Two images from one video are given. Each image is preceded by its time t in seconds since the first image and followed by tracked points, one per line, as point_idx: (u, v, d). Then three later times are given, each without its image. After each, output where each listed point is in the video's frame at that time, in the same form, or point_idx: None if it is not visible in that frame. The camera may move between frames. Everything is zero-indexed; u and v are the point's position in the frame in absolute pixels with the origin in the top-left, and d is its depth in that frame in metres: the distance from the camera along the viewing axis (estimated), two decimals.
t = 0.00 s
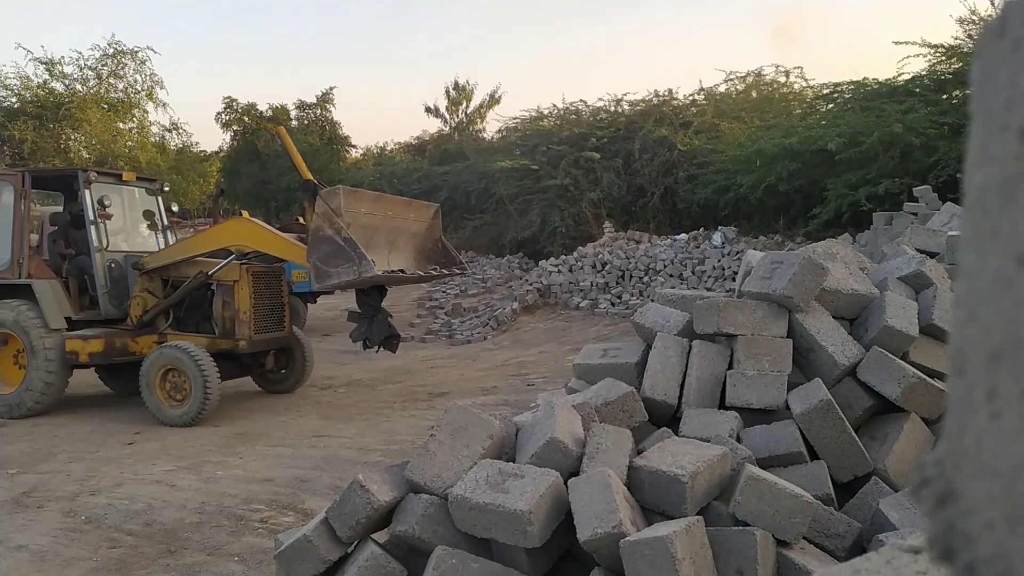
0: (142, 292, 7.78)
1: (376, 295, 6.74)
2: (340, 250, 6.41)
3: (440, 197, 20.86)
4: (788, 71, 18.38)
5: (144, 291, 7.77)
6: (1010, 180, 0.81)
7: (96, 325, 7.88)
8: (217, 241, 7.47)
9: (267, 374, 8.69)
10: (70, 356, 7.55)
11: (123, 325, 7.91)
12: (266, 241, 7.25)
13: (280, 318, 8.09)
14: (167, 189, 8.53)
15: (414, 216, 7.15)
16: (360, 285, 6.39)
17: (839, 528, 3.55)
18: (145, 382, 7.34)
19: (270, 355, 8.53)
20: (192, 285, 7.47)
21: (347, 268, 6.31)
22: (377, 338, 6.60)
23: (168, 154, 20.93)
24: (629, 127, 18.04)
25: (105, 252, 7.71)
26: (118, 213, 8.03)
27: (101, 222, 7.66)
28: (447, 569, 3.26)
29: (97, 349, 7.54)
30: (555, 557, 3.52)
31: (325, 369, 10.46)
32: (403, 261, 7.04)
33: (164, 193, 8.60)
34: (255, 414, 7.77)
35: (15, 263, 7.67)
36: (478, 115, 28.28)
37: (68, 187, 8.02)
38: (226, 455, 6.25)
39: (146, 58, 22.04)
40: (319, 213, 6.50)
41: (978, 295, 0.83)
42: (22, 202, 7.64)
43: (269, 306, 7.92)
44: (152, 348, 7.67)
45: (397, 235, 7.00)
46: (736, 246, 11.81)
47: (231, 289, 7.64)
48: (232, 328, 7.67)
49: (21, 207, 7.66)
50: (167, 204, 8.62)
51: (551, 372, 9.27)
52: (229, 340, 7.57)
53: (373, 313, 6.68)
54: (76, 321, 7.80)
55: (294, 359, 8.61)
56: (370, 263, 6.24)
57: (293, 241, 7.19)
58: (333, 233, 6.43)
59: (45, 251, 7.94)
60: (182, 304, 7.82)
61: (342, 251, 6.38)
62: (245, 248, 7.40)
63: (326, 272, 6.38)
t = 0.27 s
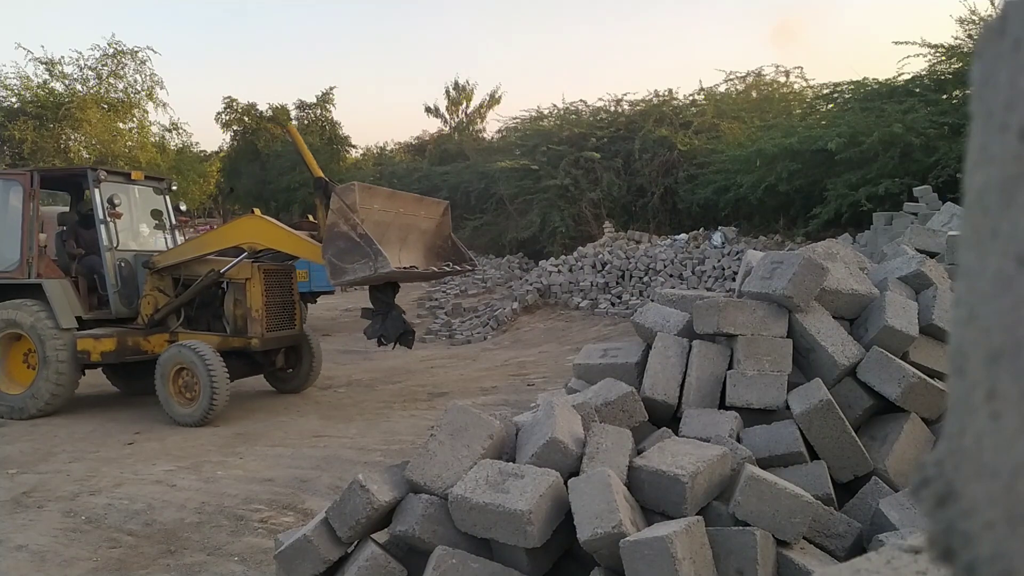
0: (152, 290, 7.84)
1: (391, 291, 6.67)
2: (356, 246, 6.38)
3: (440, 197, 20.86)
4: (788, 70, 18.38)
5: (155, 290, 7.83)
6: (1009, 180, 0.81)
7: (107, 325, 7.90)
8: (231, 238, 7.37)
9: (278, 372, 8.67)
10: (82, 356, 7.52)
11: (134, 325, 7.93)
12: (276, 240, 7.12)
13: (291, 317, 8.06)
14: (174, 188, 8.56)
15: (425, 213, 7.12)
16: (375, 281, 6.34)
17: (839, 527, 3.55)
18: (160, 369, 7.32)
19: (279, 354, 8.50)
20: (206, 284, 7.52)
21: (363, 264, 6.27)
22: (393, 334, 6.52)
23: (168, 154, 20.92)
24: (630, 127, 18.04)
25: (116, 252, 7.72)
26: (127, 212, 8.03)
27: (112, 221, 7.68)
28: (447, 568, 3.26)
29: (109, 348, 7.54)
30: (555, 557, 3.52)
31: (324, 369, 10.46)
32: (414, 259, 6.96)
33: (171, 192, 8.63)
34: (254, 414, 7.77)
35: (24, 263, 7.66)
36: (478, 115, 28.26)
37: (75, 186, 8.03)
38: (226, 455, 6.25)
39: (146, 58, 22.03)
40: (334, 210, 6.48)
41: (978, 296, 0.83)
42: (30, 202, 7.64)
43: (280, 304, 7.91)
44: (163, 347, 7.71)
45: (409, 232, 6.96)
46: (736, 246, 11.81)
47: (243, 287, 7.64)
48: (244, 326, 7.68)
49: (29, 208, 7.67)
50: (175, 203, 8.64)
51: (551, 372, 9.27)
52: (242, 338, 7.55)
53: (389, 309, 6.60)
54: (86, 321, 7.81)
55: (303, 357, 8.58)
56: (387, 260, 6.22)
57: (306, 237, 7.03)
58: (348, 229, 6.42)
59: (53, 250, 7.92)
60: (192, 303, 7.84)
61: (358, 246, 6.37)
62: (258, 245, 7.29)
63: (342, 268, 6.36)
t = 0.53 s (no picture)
0: (165, 291, 7.85)
1: (406, 293, 6.64)
2: (375, 249, 6.34)
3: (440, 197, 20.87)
4: (788, 70, 18.39)
5: (167, 291, 7.84)
6: (1010, 180, 0.81)
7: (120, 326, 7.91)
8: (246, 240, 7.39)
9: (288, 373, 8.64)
10: (94, 356, 7.50)
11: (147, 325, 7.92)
12: (292, 240, 7.14)
13: (305, 317, 8.02)
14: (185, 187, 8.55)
15: (440, 216, 6.93)
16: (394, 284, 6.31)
17: (839, 527, 3.55)
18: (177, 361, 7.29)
19: (291, 354, 8.45)
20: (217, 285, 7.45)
21: (382, 267, 6.24)
22: (410, 336, 6.47)
23: (168, 154, 20.92)
24: (630, 127, 18.04)
25: (128, 252, 7.74)
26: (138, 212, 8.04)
27: (124, 222, 7.70)
28: (447, 569, 3.26)
29: (122, 349, 7.52)
30: (555, 557, 3.52)
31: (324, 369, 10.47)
32: (427, 261, 6.79)
33: (182, 192, 8.63)
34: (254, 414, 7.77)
35: (34, 263, 7.69)
36: (478, 115, 28.25)
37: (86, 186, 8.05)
38: (225, 455, 6.25)
39: (146, 58, 22.04)
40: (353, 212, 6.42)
41: (977, 296, 0.84)
42: (42, 202, 7.69)
43: (294, 305, 7.84)
44: (176, 348, 7.69)
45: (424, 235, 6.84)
46: (736, 246, 11.82)
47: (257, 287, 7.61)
48: (258, 326, 7.66)
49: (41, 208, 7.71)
50: (185, 202, 8.62)
51: (551, 372, 9.28)
52: (256, 340, 7.53)
53: (405, 312, 6.56)
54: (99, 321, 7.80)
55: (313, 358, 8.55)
56: (406, 263, 6.17)
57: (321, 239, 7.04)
58: (367, 231, 6.37)
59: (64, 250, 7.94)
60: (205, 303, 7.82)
61: (377, 249, 6.32)
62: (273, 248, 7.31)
63: (360, 271, 6.32)
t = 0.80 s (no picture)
0: (178, 291, 7.82)
1: (421, 295, 6.63)
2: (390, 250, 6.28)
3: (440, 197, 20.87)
4: (788, 70, 18.39)
5: (180, 291, 7.82)
6: (1010, 180, 0.81)
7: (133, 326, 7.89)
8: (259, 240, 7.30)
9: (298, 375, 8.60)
10: (107, 357, 7.45)
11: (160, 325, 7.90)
12: (306, 240, 7.04)
13: (318, 318, 8.00)
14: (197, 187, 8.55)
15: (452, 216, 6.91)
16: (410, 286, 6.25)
17: (839, 527, 3.55)
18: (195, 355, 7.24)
19: (303, 356, 8.43)
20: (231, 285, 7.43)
21: (398, 268, 6.19)
22: (426, 339, 6.46)
23: (168, 154, 20.93)
24: (630, 127, 18.04)
25: (142, 251, 7.76)
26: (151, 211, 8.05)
27: (137, 221, 7.71)
28: (447, 569, 3.26)
29: (135, 350, 7.49)
30: (556, 557, 3.52)
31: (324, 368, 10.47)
32: (441, 261, 6.75)
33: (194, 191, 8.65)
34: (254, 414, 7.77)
35: (47, 262, 7.70)
36: (478, 115, 28.24)
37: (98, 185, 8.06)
38: (225, 455, 6.25)
39: (146, 58, 22.05)
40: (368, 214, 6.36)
41: (977, 295, 0.84)
42: (54, 202, 7.70)
43: (307, 305, 7.81)
44: (189, 348, 7.67)
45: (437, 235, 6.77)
46: (736, 246, 11.82)
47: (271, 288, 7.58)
48: (271, 327, 7.64)
49: (52, 208, 7.71)
50: (197, 201, 8.64)
51: (551, 372, 9.28)
52: (269, 340, 7.51)
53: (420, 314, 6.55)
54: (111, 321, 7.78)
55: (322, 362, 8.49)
56: (422, 265, 6.11)
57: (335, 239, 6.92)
58: (384, 233, 6.31)
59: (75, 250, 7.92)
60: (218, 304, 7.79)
61: (393, 251, 6.26)
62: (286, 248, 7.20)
63: (376, 273, 6.24)
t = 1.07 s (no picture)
0: (190, 291, 7.78)
1: (434, 295, 6.59)
2: (403, 250, 6.22)
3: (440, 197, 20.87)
4: (788, 71, 18.39)
5: (194, 291, 7.78)
6: (1011, 180, 0.80)
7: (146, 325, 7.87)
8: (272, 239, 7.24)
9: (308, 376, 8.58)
10: (119, 358, 7.44)
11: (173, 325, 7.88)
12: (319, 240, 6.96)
13: (330, 318, 7.97)
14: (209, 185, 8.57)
15: (466, 214, 6.89)
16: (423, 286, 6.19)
17: (839, 527, 3.55)
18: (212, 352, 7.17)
19: (316, 356, 8.39)
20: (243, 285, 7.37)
21: (411, 268, 6.13)
22: (439, 340, 6.44)
23: (169, 154, 20.92)
24: (630, 127, 18.03)
25: (154, 251, 7.74)
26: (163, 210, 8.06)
27: (149, 220, 7.70)
28: (447, 569, 3.26)
29: (147, 350, 7.46)
30: (556, 557, 3.52)
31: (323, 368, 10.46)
32: (454, 261, 6.71)
33: (206, 189, 8.66)
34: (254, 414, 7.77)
35: (60, 262, 7.68)
36: (478, 115, 28.23)
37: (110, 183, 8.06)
38: (225, 455, 6.25)
39: (146, 58, 22.05)
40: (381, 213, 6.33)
41: (977, 296, 0.84)
42: (65, 201, 7.70)
43: (320, 306, 7.79)
44: (202, 349, 7.66)
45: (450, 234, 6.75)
46: (736, 246, 11.82)
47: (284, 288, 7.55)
48: (283, 328, 7.63)
49: (64, 207, 7.71)
50: (210, 200, 8.68)
51: (551, 372, 9.27)
52: (282, 341, 7.49)
53: (433, 314, 6.53)
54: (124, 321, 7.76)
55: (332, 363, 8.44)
56: (436, 265, 6.06)
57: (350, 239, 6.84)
58: (397, 232, 6.27)
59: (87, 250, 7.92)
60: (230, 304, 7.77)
61: (406, 251, 6.21)
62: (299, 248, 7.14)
63: (389, 273, 6.17)
